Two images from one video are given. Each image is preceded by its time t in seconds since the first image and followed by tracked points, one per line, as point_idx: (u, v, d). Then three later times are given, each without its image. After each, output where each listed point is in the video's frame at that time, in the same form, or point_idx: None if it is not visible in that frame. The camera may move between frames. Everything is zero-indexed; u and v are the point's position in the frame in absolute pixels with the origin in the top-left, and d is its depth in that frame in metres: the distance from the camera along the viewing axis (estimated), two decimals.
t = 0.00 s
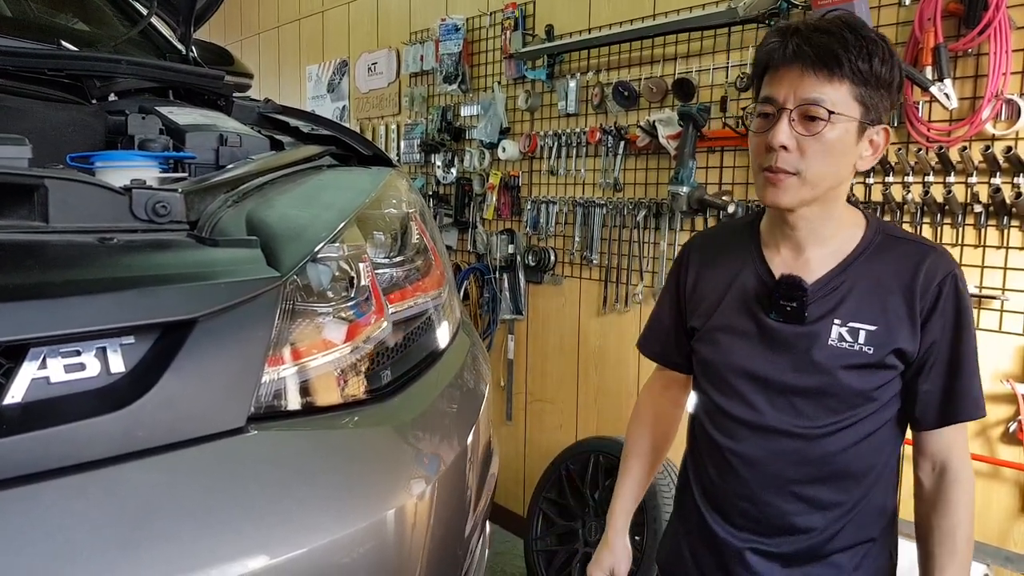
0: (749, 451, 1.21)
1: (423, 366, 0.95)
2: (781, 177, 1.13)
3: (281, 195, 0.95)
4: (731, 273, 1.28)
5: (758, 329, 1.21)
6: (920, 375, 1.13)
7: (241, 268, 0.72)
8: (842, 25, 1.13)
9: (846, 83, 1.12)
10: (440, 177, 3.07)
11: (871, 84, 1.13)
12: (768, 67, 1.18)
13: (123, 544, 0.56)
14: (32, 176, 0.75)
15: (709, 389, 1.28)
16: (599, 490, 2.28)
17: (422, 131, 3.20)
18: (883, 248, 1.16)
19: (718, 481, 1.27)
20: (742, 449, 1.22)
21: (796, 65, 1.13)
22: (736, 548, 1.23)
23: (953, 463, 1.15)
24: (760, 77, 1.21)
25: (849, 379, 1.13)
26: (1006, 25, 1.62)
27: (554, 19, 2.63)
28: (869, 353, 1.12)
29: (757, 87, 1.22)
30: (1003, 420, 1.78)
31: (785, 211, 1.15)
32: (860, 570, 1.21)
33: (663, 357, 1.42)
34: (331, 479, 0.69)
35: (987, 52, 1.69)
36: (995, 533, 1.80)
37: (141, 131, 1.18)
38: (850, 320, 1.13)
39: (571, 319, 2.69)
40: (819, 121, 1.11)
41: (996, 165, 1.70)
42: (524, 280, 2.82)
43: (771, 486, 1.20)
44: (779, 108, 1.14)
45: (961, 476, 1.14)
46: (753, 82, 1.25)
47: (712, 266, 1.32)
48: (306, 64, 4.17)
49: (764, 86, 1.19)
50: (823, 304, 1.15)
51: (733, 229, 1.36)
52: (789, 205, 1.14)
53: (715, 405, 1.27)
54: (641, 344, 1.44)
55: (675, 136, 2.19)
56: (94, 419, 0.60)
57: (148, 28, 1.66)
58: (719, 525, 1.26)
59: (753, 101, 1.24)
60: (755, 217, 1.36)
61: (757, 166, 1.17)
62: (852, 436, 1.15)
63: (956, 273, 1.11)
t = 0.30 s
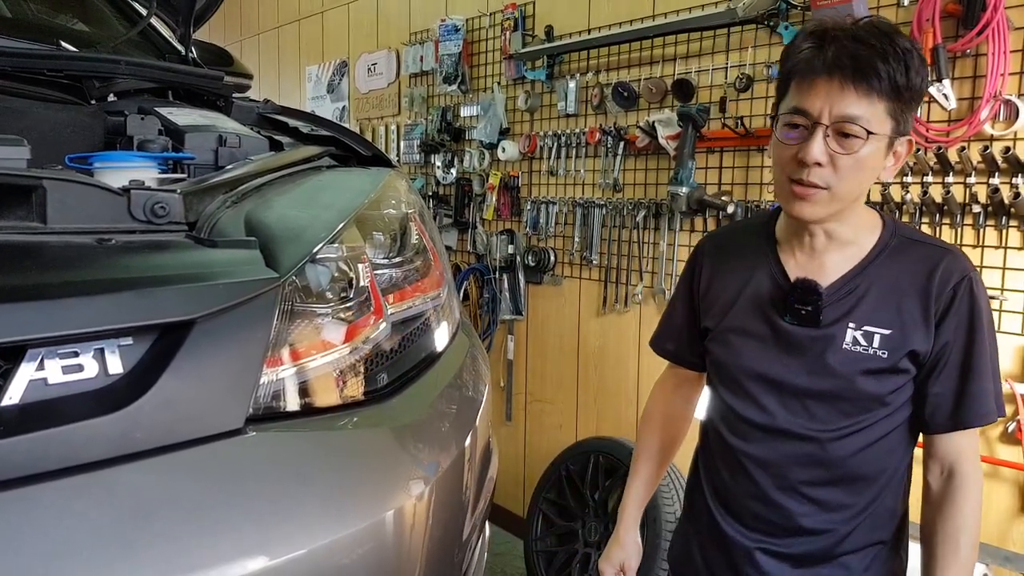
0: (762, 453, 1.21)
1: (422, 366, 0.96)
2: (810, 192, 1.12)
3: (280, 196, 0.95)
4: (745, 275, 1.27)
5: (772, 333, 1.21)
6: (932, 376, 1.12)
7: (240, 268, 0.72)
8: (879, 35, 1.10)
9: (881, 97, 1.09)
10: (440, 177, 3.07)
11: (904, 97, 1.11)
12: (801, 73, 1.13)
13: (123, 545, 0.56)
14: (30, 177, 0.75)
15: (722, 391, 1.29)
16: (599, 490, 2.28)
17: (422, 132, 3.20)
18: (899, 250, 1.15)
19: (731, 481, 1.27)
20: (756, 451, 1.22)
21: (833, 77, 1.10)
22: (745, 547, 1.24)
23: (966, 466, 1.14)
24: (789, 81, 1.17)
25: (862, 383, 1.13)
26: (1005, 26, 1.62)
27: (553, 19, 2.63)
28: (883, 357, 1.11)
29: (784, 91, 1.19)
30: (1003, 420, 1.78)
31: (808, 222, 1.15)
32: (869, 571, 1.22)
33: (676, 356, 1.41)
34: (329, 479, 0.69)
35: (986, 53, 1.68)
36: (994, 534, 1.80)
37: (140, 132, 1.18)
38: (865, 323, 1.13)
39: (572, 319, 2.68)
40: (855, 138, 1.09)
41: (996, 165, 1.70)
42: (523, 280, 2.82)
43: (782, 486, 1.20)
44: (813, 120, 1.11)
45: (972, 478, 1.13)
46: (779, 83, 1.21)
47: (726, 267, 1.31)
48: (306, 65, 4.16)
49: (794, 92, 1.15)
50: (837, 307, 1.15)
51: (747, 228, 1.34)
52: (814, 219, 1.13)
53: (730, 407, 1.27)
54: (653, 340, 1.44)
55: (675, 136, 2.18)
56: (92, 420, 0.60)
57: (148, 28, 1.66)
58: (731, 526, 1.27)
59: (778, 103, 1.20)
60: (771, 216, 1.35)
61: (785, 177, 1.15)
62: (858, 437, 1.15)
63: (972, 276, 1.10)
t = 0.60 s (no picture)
0: (768, 455, 1.21)
1: (420, 371, 0.95)
2: (824, 202, 1.10)
3: (276, 199, 0.95)
4: (751, 277, 1.27)
5: (779, 335, 1.21)
6: (941, 376, 1.10)
7: (236, 272, 0.72)
8: (886, 42, 1.11)
9: (891, 104, 1.10)
10: (437, 179, 3.08)
11: (913, 104, 1.11)
12: (810, 82, 1.13)
13: (118, 549, 0.56)
14: (24, 180, 0.75)
15: (727, 394, 1.29)
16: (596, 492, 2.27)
17: (418, 134, 3.20)
18: (905, 254, 1.15)
19: (734, 482, 1.27)
20: (760, 453, 1.22)
21: (844, 86, 1.10)
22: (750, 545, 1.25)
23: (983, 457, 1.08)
24: (796, 90, 1.16)
25: (870, 387, 1.13)
26: (998, 29, 1.64)
27: (550, 22, 2.63)
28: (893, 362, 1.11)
29: (791, 99, 1.18)
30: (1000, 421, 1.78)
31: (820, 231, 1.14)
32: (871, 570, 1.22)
33: (677, 354, 1.41)
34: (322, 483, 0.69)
35: (980, 55, 1.69)
36: (990, 534, 1.80)
37: (135, 134, 1.18)
38: (873, 328, 1.13)
39: (569, 321, 2.68)
40: (867, 146, 1.09)
41: (990, 167, 1.70)
42: (520, 282, 2.82)
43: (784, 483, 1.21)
44: (825, 129, 1.11)
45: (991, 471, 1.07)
46: (785, 92, 1.20)
47: (731, 269, 1.31)
48: (303, 67, 4.16)
49: (803, 101, 1.14)
50: (846, 312, 1.14)
51: (750, 231, 1.34)
52: (828, 228, 1.12)
53: (733, 408, 1.27)
54: (655, 340, 1.43)
55: (671, 138, 2.19)
56: (86, 425, 0.60)
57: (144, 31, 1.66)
58: (735, 526, 1.27)
59: (785, 112, 1.20)
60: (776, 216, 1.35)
61: (796, 187, 1.14)
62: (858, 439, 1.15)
63: (979, 278, 1.10)
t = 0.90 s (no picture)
0: (765, 458, 1.22)
1: (411, 375, 0.95)
2: (807, 196, 1.11)
3: (266, 204, 0.95)
4: (742, 280, 1.28)
5: (769, 336, 1.21)
6: (927, 361, 1.07)
7: (226, 277, 0.72)
8: (857, 36, 1.11)
9: (866, 97, 1.09)
10: (431, 182, 3.07)
11: (889, 96, 1.11)
12: (787, 81, 1.14)
13: (107, 558, 0.56)
14: (13, 186, 0.75)
15: (722, 396, 1.28)
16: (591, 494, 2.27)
17: (412, 137, 3.19)
18: (894, 250, 1.15)
19: (730, 484, 1.28)
20: (756, 455, 1.23)
21: (818, 80, 1.10)
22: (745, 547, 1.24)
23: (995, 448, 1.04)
24: (774, 90, 1.18)
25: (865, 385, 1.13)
26: (990, 30, 1.64)
27: (543, 24, 2.63)
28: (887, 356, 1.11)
29: (770, 100, 1.19)
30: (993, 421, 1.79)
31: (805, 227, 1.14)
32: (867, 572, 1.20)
33: (671, 361, 1.42)
34: (315, 489, 0.69)
35: (972, 56, 1.70)
36: (985, 535, 1.81)
37: (126, 139, 1.17)
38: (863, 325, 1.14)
39: (563, 323, 2.68)
40: (845, 137, 1.09)
41: (983, 168, 1.71)
42: (515, 284, 2.82)
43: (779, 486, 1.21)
44: (802, 124, 1.11)
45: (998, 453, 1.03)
46: (763, 94, 1.21)
47: (723, 272, 1.32)
48: (296, 70, 4.16)
49: (781, 99, 1.15)
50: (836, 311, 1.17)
51: (740, 237, 1.35)
52: (814, 223, 1.12)
53: (733, 413, 1.26)
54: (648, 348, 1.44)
55: (665, 140, 2.19)
56: (75, 433, 0.60)
57: (135, 34, 1.66)
58: (732, 528, 1.27)
59: (765, 114, 1.21)
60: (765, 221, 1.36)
61: (778, 182, 1.14)
62: (855, 440, 1.14)
63: (968, 267, 1.09)
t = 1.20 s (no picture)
0: (752, 460, 1.21)
1: (407, 376, 0.95)
2: (788, 191, 1.11)
3: (262, 206, 0.95)
4: (721, 282, 1.29)
5: (750, 337, 1.22)
6: (908, 357, 1.08)
7: (222, 279, 0.72)
8: (832, 34, 1.13)
9: (843, 93, 1.11)
10: (428, 183, 3.07)
11: (864, 93, 1.13)
12: (764, 77, 1.15)
13: (102, 560, 0.56)
14: (8, 189, 0.75)
15: (704, 396, 1.30)
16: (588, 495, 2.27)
17: (409, 138, 3.19)
18: (871, 246, 1.16)
19: (716, 486, 1.28)
20: (741, 458, 1.23)
21: (796, 75, 1.12)
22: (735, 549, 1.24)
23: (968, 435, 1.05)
24: (751, 88, 1.19)
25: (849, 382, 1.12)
26: (987, 31, 1.64)
27: (540, 25, 2.64)
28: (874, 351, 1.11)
29: (747, 98, 1.20)
30: (991, 422, 1.79)
31: (785, 223, 1.14)
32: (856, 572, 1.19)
33: (654, 369, 1.43)
34: (312, 491, 0.69)
35: (969, 57, 1.70)
36: (983, 536, 1.81)
37: (122, 141, 1.17)
38: (844, 322, 1.13)
39: (560, 324, 2.69)
40: (823, 133, 1.10)
41: (980, 169, 1.71)
42: (512, 286, 2.81)
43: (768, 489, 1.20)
44: (782, 120, 1.12)
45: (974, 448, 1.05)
46: (740, 93, 1.22)
47: (702, 276, 1.33)
48: (293, 71, 4.16)
49: (758, 97, 1.16)
50: (815, 309, 1.16)
51: (721, 239, 1.36)
52: (795, 218, 1.12)
53: (712, 410, 1.28)
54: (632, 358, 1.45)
55: (662, 141, 2.19)
56: (69, 435, 0.60)
57: (132, 36, 1.66)
58: (721, 531, 1.26)
59: (742, 112, 1.21)
60: (743, 224, 1.37)
61: (757, 180, 1.15)
62: (842, 437, 1.15)
63: (945, 262, 1.10)
